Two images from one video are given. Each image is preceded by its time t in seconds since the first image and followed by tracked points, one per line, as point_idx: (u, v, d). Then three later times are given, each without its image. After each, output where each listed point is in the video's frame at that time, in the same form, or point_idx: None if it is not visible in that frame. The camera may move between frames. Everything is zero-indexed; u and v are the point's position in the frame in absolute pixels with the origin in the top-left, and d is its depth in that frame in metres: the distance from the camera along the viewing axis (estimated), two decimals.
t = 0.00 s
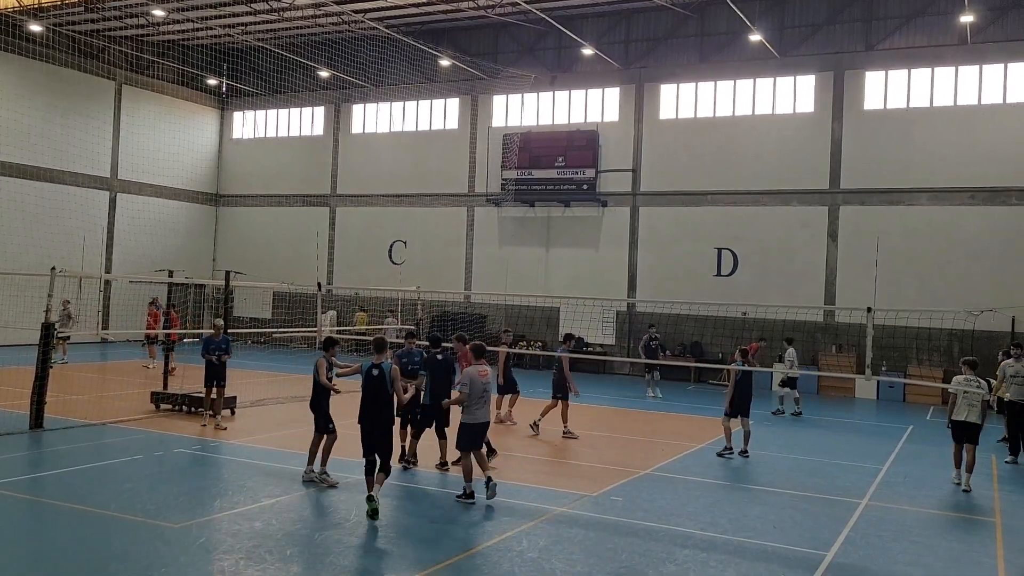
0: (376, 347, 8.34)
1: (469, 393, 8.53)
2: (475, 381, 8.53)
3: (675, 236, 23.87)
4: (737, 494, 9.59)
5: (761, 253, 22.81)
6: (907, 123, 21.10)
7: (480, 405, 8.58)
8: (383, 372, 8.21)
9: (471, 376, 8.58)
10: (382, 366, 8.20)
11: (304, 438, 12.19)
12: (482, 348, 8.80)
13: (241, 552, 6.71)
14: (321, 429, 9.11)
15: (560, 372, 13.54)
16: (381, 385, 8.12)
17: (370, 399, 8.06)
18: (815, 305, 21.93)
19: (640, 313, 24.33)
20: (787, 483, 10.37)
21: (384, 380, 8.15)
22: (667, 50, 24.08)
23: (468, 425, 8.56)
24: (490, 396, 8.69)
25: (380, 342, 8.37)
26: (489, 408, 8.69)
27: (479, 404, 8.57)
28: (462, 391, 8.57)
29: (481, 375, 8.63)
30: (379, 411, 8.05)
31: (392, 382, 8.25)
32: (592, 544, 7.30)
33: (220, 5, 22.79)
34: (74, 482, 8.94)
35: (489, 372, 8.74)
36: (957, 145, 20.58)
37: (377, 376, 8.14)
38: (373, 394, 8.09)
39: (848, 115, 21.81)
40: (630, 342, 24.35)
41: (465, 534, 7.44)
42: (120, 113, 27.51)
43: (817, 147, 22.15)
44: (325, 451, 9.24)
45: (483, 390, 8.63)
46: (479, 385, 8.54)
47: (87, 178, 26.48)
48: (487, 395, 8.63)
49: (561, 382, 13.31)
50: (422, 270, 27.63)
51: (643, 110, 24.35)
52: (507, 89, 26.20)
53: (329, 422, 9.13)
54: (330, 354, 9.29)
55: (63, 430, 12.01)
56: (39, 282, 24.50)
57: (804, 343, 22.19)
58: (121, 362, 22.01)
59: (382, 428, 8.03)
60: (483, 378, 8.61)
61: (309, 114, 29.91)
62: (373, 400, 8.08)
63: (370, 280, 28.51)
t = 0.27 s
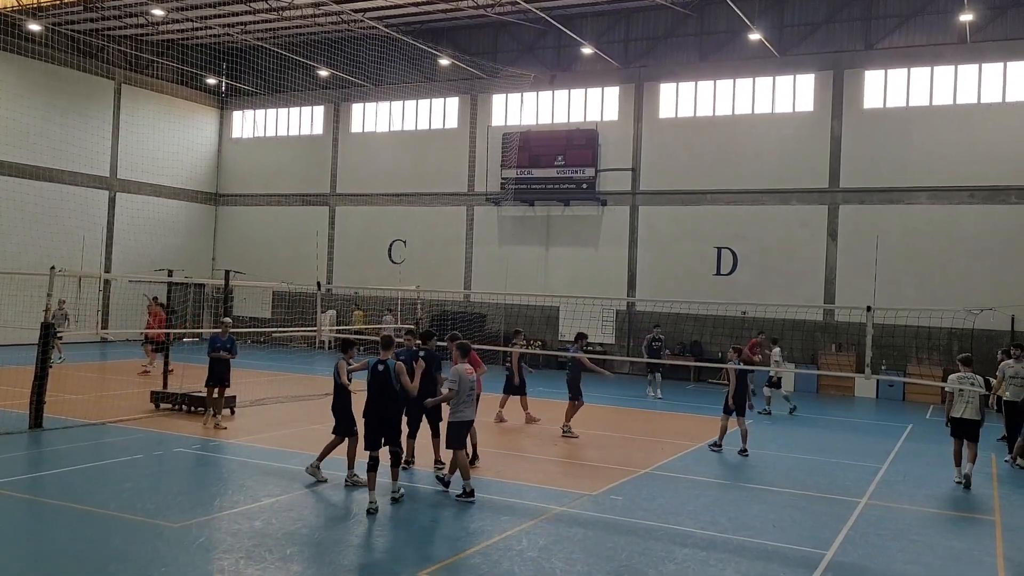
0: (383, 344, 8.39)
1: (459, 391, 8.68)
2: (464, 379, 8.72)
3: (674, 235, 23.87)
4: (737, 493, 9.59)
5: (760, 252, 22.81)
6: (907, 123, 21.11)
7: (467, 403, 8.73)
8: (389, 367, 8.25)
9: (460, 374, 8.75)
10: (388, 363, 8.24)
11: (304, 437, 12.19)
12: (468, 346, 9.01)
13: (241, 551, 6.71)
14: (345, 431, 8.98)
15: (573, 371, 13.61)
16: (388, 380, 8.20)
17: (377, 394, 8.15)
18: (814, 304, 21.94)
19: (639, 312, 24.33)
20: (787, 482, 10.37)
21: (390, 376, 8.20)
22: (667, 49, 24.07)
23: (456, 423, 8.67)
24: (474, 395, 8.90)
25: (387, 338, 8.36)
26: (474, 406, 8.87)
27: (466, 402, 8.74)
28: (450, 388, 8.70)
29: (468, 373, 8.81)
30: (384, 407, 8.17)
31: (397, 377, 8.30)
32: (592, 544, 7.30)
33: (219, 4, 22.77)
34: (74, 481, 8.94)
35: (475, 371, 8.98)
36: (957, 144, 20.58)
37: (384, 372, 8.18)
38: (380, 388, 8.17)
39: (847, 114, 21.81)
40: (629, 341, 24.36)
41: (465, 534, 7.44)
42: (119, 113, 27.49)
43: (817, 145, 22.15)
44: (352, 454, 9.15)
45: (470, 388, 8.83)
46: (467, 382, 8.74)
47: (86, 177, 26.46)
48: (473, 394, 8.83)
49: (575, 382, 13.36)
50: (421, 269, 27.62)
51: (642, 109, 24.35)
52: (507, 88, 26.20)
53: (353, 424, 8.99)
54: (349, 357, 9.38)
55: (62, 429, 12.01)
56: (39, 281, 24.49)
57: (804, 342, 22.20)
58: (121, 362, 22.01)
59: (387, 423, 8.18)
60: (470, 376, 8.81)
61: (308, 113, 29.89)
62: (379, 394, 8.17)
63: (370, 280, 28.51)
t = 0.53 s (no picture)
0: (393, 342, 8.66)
1: (451, 386, 8.95)
2: (456, 374, 8.96)
3: (674, 233, 23.86)
4: (736, 491, 9.60)
5: (760, 250, 22.82)
6: (906, 121, 21.11)
7: (455, 396, 9.06)
8: (399, 365, 8.45)
9: (452, 370, 8.98)
10: (398, 360, 8.45)
11: (304, 436, 12.19)
12: (455, 341, 9.15)
13: (241, 550, 6.71)
14: (356, 430, 9.02)
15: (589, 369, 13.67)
16: (398, 377, 8.40)
17: (387, 390, 8.39)
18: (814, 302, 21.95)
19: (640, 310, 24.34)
20: (786, 480, 10.37)
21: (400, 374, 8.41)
22: (667, 47, 24.05)
23: (445, 416, 9.03)
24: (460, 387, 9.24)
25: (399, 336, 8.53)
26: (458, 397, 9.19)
27: (456, 395, 9.06)
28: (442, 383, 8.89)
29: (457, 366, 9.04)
30: (393, 403, 8.40)
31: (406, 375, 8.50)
32: (592, 541, 7.31)
33: (218, 3, 22.74)
34: (74, 480, 8.96)
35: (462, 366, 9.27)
36: (956, 142, 20.58)
37: (394, 370, 8.38)
38: (390, 385, 8.40)
39: (847, 112, 21.80)
40: (630, 340, 24.36)
41: (464, 531, 7.45)
42: (118, 112, 27.46)
43: (816, 144, 22.15)
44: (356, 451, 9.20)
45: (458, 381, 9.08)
46: (457, 377, 9.00)
47: (86, 176, 26.44)
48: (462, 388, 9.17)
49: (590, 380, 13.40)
50: (421, 267, 27.62)
51: (643, 107, 24.33)
52: (506, 87, 26.20)
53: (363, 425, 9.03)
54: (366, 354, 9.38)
55: (62, 428, 12.01)
56: (39, 280, 24.50)
57: (803, 340, 22.20)
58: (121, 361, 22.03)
59: (393, 419, 8.41)
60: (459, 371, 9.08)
61: (308, 112, 29.88)
62: (389, 391, 8.41)
63: (369, 278, 28.51)
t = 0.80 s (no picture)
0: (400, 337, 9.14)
1: (441, 381, 8.96)
2: (446, 369, 8.96)
3: (674, 232, 23.86)
4: (736, 491, 9.60)
5: (759, 249, 22.81)
6: (906, 120, 21.11)
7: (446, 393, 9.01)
8: (406, 357, 8.97)
9: (442, 365, 9.01)
10: (404, 353, 8.98)
11: (303, 435, 12.20)
12: (445, 338, 9.25)
13: (241, 549, 6.71)
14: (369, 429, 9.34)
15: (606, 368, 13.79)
16: (404, 369, 8.90)
17: (394, 381, 8.89)
18: (814, 301, 21.95)
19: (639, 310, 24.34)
20: (786, 479, 10.38)
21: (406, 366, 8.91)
22: (666, 45, 24.05)
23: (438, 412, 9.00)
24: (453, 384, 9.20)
25: (402, 331, 9.05)
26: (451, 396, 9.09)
27: (446, 392, 9.01)
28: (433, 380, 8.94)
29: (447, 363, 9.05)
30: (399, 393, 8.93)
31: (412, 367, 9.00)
32: (591, 540, 7.31)
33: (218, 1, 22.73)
34: (74, 478, 8.96)
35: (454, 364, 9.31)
36: (956, 142, 20.58)
37: (400, 362, 8.89)
38: (396, 376, 8.90)
39: (847, 111, 21.80)
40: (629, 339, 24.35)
41: (464, 530, 7.46)
42: (118, 110, 27.43)
43: (816, 143, 22.15)
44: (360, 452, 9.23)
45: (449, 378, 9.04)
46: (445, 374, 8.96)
47: (85, 175, 26.42)
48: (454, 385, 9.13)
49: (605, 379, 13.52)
50: (421, 266, 27.60)
51: (643, 106, 24.32)
52: (506, 86, 26.19)
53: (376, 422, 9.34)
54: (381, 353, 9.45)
55: (62, 427, 12.01)
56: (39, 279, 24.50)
57: (803, 339, 22.20)
58: (121, 359, 22.01)
59: (398, 410, 8.94)
60: (450, 367, 9.09)
61: (308, 110, 29.89)
62: (395, 383, 8.91)
63: (369, 277, 28.51)
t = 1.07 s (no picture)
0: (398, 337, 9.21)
1: (436, 380, 9.07)
2: (440, 368, 9.10)
3: (674, 232, 23.86)
4: (736, 490, 9.60)
5: (759, 249, 22.82)
6: (905, 120, 21.12)
7: (441, 392, 9.10)
8: (405, 357, 9.13)
9: (436, 364, 9.10)
10: (403, 352, 9.14)
11: (302, 434, 12.20)
12: (436, 337, 9.37)
13: (240, 548, 6.71)
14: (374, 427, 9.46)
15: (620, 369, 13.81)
16: (402, 368, 9.07)
17: (392, 379, 9.04)
18: (814, 301, 21.95)
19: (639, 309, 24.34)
20: (785, 478, 10.38)
21: (405, 365, 9.06)
22: (666, 45, 24.05)
23: (434, 411, 9.10)
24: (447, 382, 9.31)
25: (400, 331, 9.20)
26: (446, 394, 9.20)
27: (442, 389, 9.12)
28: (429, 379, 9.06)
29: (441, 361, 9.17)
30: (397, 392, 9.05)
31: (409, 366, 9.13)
32: (590, 540, 7.31)
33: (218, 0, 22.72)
34: (74, 477, 8.97)
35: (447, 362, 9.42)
36: (955, 142, 20.59)
37: (399, 361, 9.06)
38: (395, 374, 9.06)
39: (847, 111, 21.80)
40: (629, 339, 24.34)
41: (463, 530, 7.46)
42: (117, 109, 27.41)
43: (816, 142, 22.15)
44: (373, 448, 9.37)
45: (444, 377, 9.16)
46: (439, 372, 9.07)
47: (85, 174, 26.40)
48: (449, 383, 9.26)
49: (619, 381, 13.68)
50: (421, 265, 27.60)
51: (642, 105, 24.32)
52: (506, 85, 26.19)
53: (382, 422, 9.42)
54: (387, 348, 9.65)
55: (62, 426, 12.01)
56: (38, 278, 24.50)
57: (803, 339, 22.20)
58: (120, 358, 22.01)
59: (395, 408, 9.09)
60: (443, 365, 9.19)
61: (308, 109, 29.89)
62: (393, 381, 9.05)
63: (369, 276, 28.50)
